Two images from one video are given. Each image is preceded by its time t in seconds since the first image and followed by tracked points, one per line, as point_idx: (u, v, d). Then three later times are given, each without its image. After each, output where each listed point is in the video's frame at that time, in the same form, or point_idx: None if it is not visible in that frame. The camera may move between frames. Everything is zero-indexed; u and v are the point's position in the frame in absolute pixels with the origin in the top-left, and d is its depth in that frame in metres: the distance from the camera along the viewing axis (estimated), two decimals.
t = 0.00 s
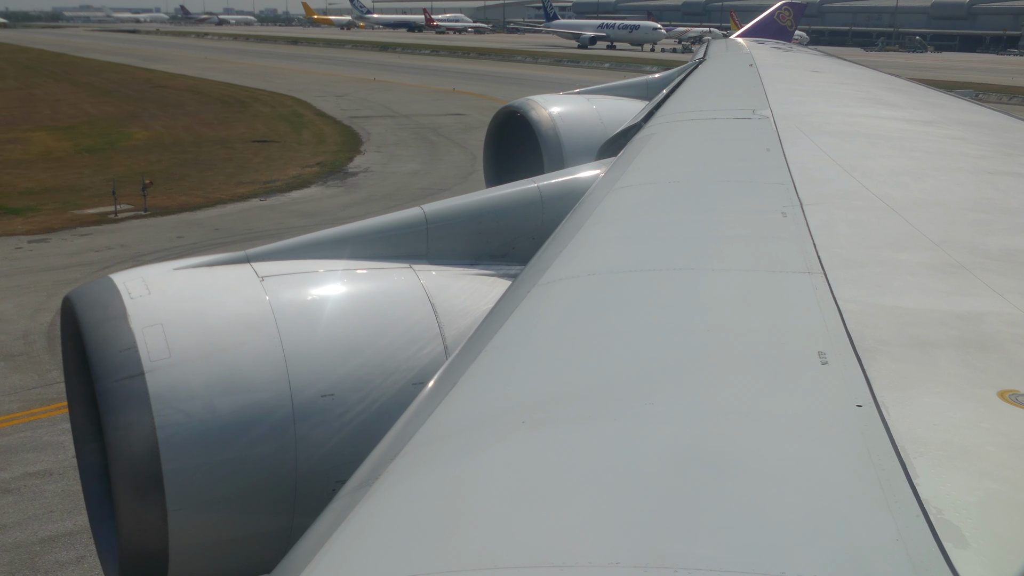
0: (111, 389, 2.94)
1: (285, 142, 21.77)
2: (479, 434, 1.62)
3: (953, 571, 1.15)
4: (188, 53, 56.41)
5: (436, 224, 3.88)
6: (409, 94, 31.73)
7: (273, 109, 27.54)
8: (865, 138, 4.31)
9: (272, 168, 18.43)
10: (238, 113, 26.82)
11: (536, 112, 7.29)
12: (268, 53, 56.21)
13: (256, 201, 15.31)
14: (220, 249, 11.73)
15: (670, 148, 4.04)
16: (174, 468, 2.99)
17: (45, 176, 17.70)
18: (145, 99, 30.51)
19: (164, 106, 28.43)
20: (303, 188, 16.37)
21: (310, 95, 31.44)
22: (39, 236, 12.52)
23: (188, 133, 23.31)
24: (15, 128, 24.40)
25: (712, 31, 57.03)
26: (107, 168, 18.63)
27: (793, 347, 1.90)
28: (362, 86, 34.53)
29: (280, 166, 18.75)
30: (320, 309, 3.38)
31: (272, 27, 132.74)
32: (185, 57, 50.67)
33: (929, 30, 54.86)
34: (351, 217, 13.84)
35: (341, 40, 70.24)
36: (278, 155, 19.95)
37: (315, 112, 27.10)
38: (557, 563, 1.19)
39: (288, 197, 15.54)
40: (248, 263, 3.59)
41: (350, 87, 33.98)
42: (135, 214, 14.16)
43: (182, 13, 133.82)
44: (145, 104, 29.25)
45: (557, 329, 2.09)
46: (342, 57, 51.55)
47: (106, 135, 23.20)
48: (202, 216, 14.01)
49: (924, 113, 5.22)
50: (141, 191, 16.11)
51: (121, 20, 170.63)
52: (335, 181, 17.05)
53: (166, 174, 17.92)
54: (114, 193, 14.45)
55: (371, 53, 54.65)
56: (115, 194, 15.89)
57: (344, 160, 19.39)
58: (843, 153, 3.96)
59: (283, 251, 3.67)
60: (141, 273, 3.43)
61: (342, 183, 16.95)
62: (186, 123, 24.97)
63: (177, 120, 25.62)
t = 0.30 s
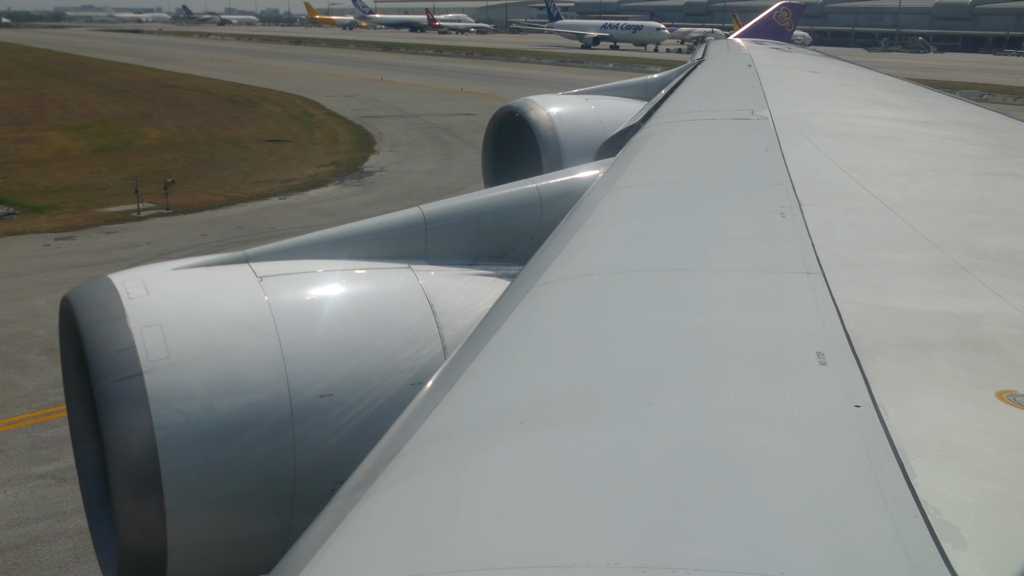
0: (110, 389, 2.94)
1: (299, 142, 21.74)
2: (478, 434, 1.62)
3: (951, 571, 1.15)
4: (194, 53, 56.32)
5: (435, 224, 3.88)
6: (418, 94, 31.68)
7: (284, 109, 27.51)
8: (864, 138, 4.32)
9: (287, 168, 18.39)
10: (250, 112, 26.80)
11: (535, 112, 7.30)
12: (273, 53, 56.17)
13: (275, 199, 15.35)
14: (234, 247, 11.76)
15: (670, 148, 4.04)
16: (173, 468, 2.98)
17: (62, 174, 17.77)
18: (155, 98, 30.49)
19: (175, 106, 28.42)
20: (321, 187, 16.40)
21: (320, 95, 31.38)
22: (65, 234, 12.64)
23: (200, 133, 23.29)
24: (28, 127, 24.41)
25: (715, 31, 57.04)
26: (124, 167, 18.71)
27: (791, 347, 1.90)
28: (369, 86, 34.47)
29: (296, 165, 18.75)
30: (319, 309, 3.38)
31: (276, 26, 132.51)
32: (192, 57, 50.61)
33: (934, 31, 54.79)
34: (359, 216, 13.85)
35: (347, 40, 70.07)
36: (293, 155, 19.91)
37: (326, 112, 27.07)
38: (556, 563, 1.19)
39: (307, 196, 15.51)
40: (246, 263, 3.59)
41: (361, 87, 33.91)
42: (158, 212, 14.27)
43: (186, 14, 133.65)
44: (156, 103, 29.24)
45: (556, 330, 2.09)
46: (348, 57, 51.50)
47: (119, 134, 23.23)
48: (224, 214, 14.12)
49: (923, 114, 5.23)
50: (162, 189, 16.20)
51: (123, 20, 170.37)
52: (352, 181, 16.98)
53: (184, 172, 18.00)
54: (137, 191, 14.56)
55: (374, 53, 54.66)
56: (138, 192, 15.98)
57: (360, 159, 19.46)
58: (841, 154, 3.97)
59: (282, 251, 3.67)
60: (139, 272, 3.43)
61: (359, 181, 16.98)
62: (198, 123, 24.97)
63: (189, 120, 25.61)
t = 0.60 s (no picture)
0: (108, 389, 2.94)
1: (313, 142, 21.70)
2: (477, 434, 1.62)
3: (948, 571, 1.15)
4: (201, 53, 56.22)
5: (435, 224, 3.88)
6: (427, 94, 31.62)
7: (295, 109, 27.39)
8: (863, 139, 4.32)
9: (301, 168, 18.37)
10: (261, 112, 26.79)
11: (535, 112, 7.30)
12: (279, 52, 56.07)
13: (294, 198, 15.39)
14: (247, 246, 11.77)
15: (669, 148, 4.05)
16: (171, 468, 2.98)
17: (81, 174, 17.91)
18: (165, 98, 30.49)
19: (186, 106, 28.42)
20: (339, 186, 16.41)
21: (329, 95, 31.32)
22: (92, 231, 12.81)
23: (213, 133, 23.29)
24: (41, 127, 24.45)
25: (718, 31, 57.01)
26: (141, 166, 18.79)
27: (790, 347, 1.90)
28: (376, 86, 34.41)
29: (312, 164, 18.78)
30: (318, 309, 3.38)
31: (280, 26, 132.18)
32: (199, 58, 50.52)
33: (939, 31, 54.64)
34: (368, 216, 13.86)
35: (355, 41, 69.87)
36: (308, 155, 19.90)
37: (336, 112, 26.98)
38: (554, 564, 1.19)
39: (326, 196, 15.54)
40: (245, 263, 3.59)
41: (370, 87, 33.84)
42: (180, 210, 14.38)
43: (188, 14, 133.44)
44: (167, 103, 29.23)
45: (554, 330, 2.09)
46: (354, 56, 51.41)
47: (133, 133, 23.28)
48: (245, 212, 14.21)
49: (922, 114, 5.22)
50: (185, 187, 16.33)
51: (126, 20, 170.26)
52: (370, 181, 16.92)
53: (200, 172, 18.06)
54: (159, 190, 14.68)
55: (377, 53, 54.67)
56: (161, 190, 16.11)
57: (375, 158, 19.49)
58: (840, 154, 3.97)
59: (282, 251, 3.67)
60: (138, 272, 3.43)
61: (375, 181, 16.96)
62: (210, 122, 25.00)
63: (201, 119, 25.60)
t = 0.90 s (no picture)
0: (107, 388, 2.94)
1: (327, 142, 21.72)
2: (475, 435, 1.62)
3: (946, 571, 1.15)
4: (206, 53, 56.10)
5: (433, 224, 3.88)
6: (435, 94, 31.61)
7: (306, 109, 27.37)
8: (861, 139, 4.32)
9: (315, 168, 18.38)
10: (272, 112, 26.78)
11: (534, 112, 7.30)
12: (285, 52, 56.00)
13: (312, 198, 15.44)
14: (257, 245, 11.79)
15: (668, 148, 4.05)
16: (170, 468, 2.98)
17: (98, 173, 18.03)
18: (175, 97, 30.47)
19: (196, 105, 28.41)
20: (356, 186, 16.47)
21: (337, 95, 31.29)
22: (118, 229, 13.00)
23: (225, 133, 23.31)
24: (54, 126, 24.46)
25: (721, 32, 57.00)
26: (157, 165, 18.93)
27: (789, 348, 1.90)
28: (383, 86, 34.40)
29: (327, 164, 18.80)
30: (317, 309, 3.38)
31: (282, 27, 132.31)
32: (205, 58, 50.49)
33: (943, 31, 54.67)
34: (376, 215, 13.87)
35: (358, 41, 69.85)
36: (322, 155, 19.92)
37: (347, 112, 26.96)
38: (554, 563, 1.19)
39: (346, 195, 15.62)
40: (243, 263, 3.59)
41: (378, 87, 33.81)
42: (200, 208, 14.56)
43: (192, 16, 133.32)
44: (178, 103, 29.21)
45: (552, 331, 2.08)
46: (358, 56, 51.38)
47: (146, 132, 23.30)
48: (266, 210, 14.34)
49: (920, 116, 5.22)
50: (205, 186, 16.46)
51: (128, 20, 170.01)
52: (386, 181, 16.91)
53: (218, 171, 18.18)
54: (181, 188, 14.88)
55: (381, 53, 54.67)
56: (181, 188, 16.25)
57: (389, 158, 19.53)
58: (838, 155, 3.98)
59: (282, 251, 3.67)
60: (137, 272, 3.42)
61: (391, 181, 16.99)
62: (222, 122, 24.99)
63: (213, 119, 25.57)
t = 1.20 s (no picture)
0: (105, 388, 2.94)
1: (340, 142, 21.75)
2: (473, 435, 1.62)
3: (945, 572, 1.15)
4: (211, 53, 56.04)
5: (432, 224, 3.88)
6: (441, 94, 31.62)
7: (316, 109, 27.42)
8: (859, 140, 4.32)
9: (331, 168, 18.41)
10: (282, 112, 26.78)
11: (533, 113, 7.30)
12: (293, 52, 56.33)
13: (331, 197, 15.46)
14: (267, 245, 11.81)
15: (668, 149, 4.05)
16: (169, 468, 2.98)
17: (115, 172, 18.16)
18: (184, 97, 30.49)
19: (206, 105, 28.44)
20: (372, 185, 16.52)
21: (344, 96, 31.30)
22: (142, 226, 13.15)
23: (238, 132, 23.35)
24: (68, 126, 24.48)
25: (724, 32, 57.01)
26: (173, 164, 19.04)
27: (787, 348, 1.90)
28: (391, 86, 34.41)
29: (342, 164, 18.87)
30: (316, 309, 3.38)
31: (284, 27, 132.49)
32: (211, 58, 50.47)
33: (947, 31, 54.73)
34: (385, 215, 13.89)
35: (363, 40, 69.98)
36: (337, 155, 19.95)
37: (358, 112, 27.00)
38: (553, 563, 1.19)
39: (365, 194, 15.70)
40: (243, 263, 3.59)
41: (384, 88, 33.81)
42: (221, 207, 14.70)
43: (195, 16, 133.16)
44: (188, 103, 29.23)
45: (550, 331, 2.08)
46: (362, 56, 51.39)
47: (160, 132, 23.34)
48: (287, 209, 14.43)
49: (918, 116, 5.22)
50: (225, 186, 16.55)
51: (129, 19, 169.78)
52: (402, 181, 16.94)
53: (234, 170, 18.29)
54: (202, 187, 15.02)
55: (385, 53, 54.72)
56: (202, 188, 16.41)
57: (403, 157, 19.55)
58: (836, 155, 3.98)
59: (282, 251, 3.67)
60: (136, 272, 3.42)
61: (407, 181, 17.02)
62: (234, 122, 25.00)
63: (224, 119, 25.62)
